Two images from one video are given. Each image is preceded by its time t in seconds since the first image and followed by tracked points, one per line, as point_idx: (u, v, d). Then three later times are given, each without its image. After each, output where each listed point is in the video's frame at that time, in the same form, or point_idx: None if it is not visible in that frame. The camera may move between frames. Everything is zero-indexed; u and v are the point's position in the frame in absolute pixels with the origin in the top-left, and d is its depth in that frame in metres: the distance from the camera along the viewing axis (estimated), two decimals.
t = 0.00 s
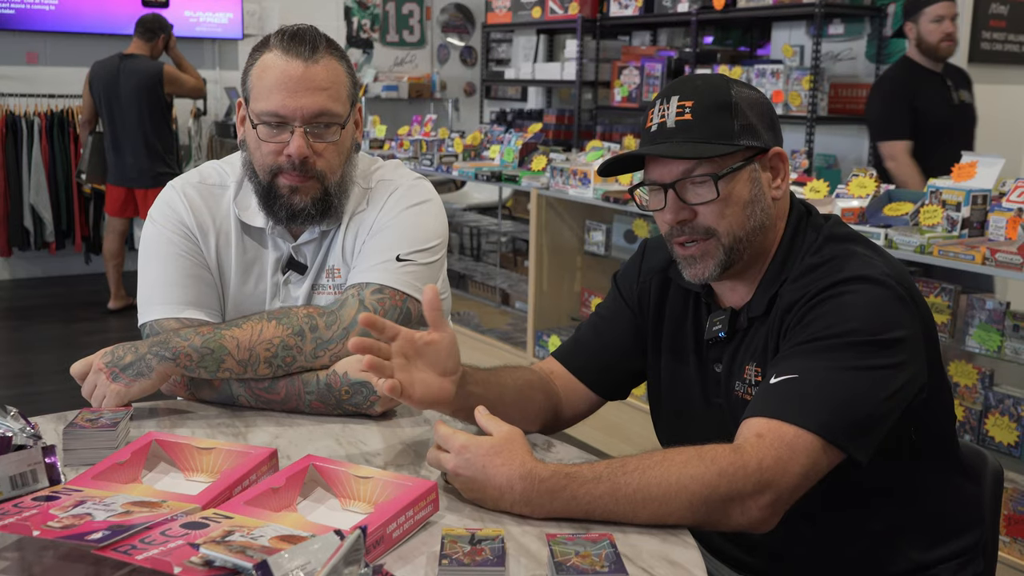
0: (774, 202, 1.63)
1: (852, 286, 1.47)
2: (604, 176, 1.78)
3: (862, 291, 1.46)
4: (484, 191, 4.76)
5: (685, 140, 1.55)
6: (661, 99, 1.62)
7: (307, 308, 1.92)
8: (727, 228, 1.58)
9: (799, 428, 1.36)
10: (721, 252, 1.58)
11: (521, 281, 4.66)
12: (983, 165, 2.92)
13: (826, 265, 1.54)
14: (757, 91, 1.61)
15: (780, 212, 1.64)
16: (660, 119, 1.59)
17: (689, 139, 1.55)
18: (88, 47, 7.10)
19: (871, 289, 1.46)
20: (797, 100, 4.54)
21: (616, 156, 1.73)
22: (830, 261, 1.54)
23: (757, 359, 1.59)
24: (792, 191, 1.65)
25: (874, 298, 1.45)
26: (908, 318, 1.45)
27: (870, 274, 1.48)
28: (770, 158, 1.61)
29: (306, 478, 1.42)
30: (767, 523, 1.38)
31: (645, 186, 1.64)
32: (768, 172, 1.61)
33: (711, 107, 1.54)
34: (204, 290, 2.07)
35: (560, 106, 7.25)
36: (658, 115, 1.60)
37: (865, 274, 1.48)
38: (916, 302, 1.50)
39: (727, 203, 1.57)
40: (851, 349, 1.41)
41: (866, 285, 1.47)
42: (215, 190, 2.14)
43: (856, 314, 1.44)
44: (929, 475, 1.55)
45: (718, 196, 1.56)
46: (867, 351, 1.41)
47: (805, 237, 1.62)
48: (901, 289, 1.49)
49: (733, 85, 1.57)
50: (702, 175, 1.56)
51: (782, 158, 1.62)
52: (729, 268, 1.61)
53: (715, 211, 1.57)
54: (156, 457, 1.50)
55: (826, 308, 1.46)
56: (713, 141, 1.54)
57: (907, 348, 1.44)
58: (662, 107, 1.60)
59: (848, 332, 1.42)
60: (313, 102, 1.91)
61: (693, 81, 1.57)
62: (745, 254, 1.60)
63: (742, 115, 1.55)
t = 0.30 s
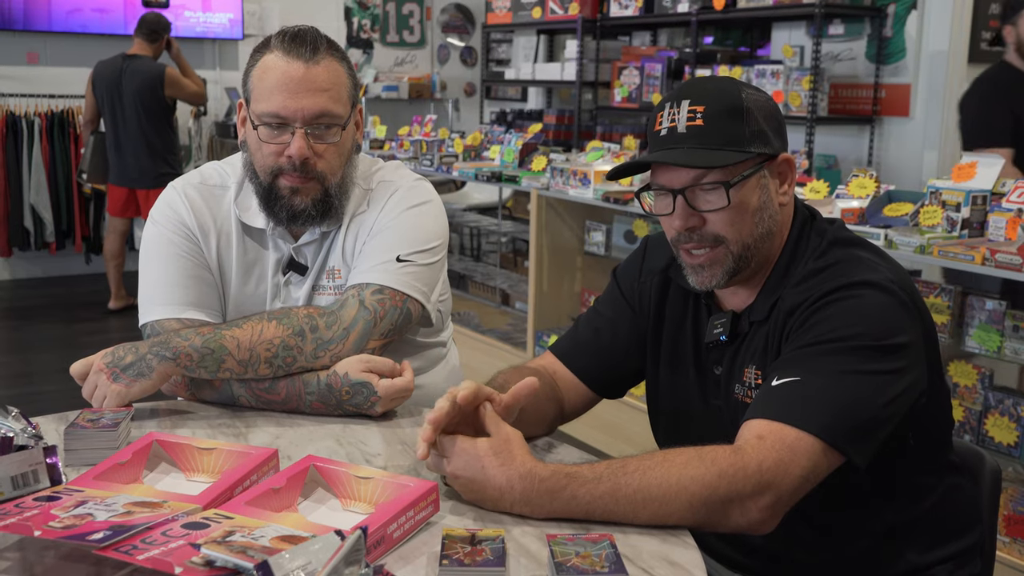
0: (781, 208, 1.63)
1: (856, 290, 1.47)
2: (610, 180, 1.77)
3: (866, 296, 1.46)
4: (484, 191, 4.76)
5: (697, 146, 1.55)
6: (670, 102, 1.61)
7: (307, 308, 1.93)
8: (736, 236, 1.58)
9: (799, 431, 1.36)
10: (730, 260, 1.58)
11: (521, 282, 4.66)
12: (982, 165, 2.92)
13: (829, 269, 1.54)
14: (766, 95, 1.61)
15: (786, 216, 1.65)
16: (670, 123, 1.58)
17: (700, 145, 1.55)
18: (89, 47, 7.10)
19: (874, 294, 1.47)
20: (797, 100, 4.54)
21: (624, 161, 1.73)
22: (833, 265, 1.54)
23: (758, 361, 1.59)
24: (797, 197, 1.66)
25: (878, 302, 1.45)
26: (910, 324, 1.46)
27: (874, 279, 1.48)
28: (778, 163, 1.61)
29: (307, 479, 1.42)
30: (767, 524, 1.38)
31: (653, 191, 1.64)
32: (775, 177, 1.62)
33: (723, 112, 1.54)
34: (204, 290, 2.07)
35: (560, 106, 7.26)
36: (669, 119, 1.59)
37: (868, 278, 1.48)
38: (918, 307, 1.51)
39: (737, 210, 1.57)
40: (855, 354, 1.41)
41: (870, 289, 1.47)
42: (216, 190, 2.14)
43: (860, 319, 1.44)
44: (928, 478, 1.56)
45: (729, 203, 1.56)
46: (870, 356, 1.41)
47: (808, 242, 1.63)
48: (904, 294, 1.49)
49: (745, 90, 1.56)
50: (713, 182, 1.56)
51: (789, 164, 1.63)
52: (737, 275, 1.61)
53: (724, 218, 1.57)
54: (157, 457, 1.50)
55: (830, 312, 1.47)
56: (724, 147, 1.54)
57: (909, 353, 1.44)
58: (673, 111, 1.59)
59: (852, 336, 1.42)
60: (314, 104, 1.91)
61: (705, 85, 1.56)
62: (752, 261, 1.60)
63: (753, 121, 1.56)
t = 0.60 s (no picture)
0: (779, 211, 1.63)
1: (855, 290, 1.47)
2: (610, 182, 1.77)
3: (865, 295, 1.46)
4: (483, 191, 4.75)
5: (696, 149, 1.55)
6: (669, 103, 1.61)
7: (306, 309, 1.93)
8: (734, 239, 1.58)
9: (798, 431, 1.36)
10: (728, 264, 1.58)
11: (521, 282, 4.66)
12: (982, 165, 2.91)
13: (828, 269, 1.54)
14: (765, 97, 1.62)
15: (784, 219, 1.65)
16: (670, 125, 1.58)
17: (700, 147, 1.55)
18: (88, 47, 7.11)
19: (874, 294, 1.47)
20: (797, 100, 4.53)
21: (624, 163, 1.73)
22: (833, 265, 1.54)
23: (756, 362, 1.59)
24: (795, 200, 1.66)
25: (878, 302, 1.45)
26: (909, 323, 1.46)
27: (874, 279, 1.48)
28: (776, 167, 1.61)
29: (306, 479, 1.42)
30: (766, 524, 1.38)
31: (651, 193, 1.64)
32: (773, 181, 1.62)
33: (723, 115, 1.54)
34: (203, 290, 2.07)
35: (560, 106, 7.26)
36: (668, 121, 1.59)
37: (868, 278, 1.48)
38: (918, 308, 1.51)
39: (736, 213, 1.57)
40: (854, 353, 1.41)
41: (870, 289, 1.47)
42: (215, 190, 2.14)
43: (859, 318, 1.44)
44: (928, 479, 1.56)
45: (728, 206, 1.56)
46: (870, 355, 1.41)
47: (807, 243, 1.63)
48: (904, 293, 1.49)
49: (744, 92, 1.56)
50: (712, 184, 1.56)
51: (788, 167, 1.63)
52: (737, 279, 1.61)
53: (723, 222, 1.57)
54: (157, 457, 1.50)
55: (829, 312, 1.47)
56: (724, 150, 1.54)
57: (908, 353, 1.44)
58: (672, 112, 1.59)
59: (851, 336, 1.42)
60: (313, 104, 1.92)
61: (705, 87, 1.56)
62: (751, 265, 1.60)
63: (753, 124, 1.56)
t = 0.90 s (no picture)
0: (779, 210, 1.63)
1: (854, 289, 1.47)
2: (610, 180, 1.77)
3: (864, 295, 1.46)
4: (483, 191, 4.75)
5: (697, 146, 1.55)
6: (668, 101, 1.61)
7: (304, 308, 1.93)
8: (735, 238, 1.58)
9: (796, 431, 1.36)
10: (729, 262, 1.58)
11: (520, 282, 4.66)
12: (981, 165, 2.92)
13: (827, 269, 1.54)
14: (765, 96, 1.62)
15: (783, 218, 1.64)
16: (669, 123, 1.58)
17: (700, 145, 1.54)
18: (88, 47, 7.11)
19: (873, 293, 1.46)
20: (796, 100, 4.53)
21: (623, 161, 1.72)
22: (831, 265, 1.54)
23: (754, 361, 1.59)
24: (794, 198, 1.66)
25: (876, 302, 1.45)
26: (908, 323, 1.46)
27: (874, 279, 1.48)
28: (777, 165, 1.61)
29: (304, 479, 1.42)
30: (764, 524, 1.38)
31: (651, 191, 1.64)
32: (773, 179, 1.62)
33: (724, 113, 1.54)
34: (202, 290, 2.07)
35: (560, 106, 7.26)
36: (668, 119, 1.58)
37: (866, 277, 1.48)
38: (916, 308, 1.51)
39: (737, 211, 1.57)
40: (852, 353, 1.41)
41: (869, 288, 1.47)
42: (213, 190, 2.14)
43: (857, 318, 1.44)
44: (926, 480, 1.56)
45: (728, 204, 1.56)
46: (868, 355, 1.41)
47: (805, 244, 1.63)
48: (902, 293, 1.49)
49: (744, 91, 1.57)
50: (713, 182, 1.56)
51: (787, 165, 1.63)
52: (737, 278, 1.61)
53: (724, 220, 1.57)
54: (155, 458, 1.50)
55: (829, 310, 1.46)
56: (724, 148, 1.54)
57: (907, 353, 1.44)
58: (672, 110, 1.58)
59: (849, 336, 1.42)
60: (311, 105, 1.91)
61: (706, 86, 1.56)
62: (751, 264, 1.60)
63: (753, 122, 1.55)
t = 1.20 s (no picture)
0: (779, 208, 1.63)
1: (853, 289, 1.47)
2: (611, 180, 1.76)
3: (864, 294, 1.46)
4: (482, 191, 4.75)
5: (698, 144, 1.54)
6: (667, 99, 1.60)
7: (303, 308, 1.93)
8: (735, 234, 1.58)
9: (796, 430, 1.36)
10: (728, 258, 1.58)
11: (519, 281, 4.66)
12: (981, 164, 2.92)
13: (826, 268, 1.54)
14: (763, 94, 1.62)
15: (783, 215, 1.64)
16: (669, 121, 1.57)
17: (701, 142, 1.54)
18: (88, 47, 7.11)
19: (872, 293, 1.46)
20: (796, 100, 4.52)
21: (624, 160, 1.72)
22: (831, 264, 1.54)
23: (754, 361, 1.59)
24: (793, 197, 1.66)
25: (875, 301, 1.45)
26: (907, 323, 1.46)
27: (873, 278, 1.48)
28: (777, 161, 1.61)
29: (303, 479, 1.42)
30: (763, 524, 1.38)
31: (651, 190, 1.63)
32: (774, 176, 1.62)
33: (724, 110, 1.53)
34: (201, 290, 2.07)
35: (559, 106, 7.26)
36: (668, 117, 1.57)
37: (865, 277, 1.48)
38: (915, 307, 1.50)
39: (738, 207, 1.57)
40: (852, 353, 1.41)
41: (868, 288, 1.47)
42: (212, 190, 2.14)
43: (857, 318, 1.44)
44: (926, 479, 1.56)
45: (730, 200, 1.56)
46: (868, 355, 1.41)
47: (805, 243, 1.63)
48: (902, 293, 1.49)
49: (744, 88, 1.57)
50: (714, 178, 1.55)
51: (787, 164, 1.63)
52: (736, 273, 1.60)
53: (724, 217, 1.57)
54: (153, 458, 1.50)
55: (828, 310, 1.46)
56: (725, 145, 1.53)
57: (907, 352, 1.44)
58: (672, 109, 1.58)
59: (848, 336, 1.42)
60: (310, 105, 1.91)
61: (707, 84, 1.56)
62: (751, 261, 1.60)
63: (753, 120, 1.55)
